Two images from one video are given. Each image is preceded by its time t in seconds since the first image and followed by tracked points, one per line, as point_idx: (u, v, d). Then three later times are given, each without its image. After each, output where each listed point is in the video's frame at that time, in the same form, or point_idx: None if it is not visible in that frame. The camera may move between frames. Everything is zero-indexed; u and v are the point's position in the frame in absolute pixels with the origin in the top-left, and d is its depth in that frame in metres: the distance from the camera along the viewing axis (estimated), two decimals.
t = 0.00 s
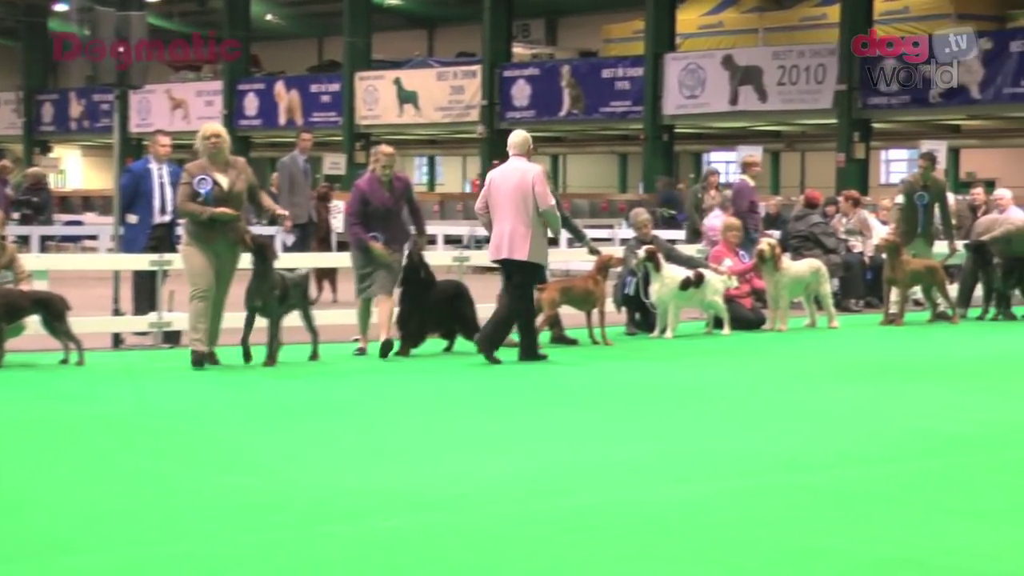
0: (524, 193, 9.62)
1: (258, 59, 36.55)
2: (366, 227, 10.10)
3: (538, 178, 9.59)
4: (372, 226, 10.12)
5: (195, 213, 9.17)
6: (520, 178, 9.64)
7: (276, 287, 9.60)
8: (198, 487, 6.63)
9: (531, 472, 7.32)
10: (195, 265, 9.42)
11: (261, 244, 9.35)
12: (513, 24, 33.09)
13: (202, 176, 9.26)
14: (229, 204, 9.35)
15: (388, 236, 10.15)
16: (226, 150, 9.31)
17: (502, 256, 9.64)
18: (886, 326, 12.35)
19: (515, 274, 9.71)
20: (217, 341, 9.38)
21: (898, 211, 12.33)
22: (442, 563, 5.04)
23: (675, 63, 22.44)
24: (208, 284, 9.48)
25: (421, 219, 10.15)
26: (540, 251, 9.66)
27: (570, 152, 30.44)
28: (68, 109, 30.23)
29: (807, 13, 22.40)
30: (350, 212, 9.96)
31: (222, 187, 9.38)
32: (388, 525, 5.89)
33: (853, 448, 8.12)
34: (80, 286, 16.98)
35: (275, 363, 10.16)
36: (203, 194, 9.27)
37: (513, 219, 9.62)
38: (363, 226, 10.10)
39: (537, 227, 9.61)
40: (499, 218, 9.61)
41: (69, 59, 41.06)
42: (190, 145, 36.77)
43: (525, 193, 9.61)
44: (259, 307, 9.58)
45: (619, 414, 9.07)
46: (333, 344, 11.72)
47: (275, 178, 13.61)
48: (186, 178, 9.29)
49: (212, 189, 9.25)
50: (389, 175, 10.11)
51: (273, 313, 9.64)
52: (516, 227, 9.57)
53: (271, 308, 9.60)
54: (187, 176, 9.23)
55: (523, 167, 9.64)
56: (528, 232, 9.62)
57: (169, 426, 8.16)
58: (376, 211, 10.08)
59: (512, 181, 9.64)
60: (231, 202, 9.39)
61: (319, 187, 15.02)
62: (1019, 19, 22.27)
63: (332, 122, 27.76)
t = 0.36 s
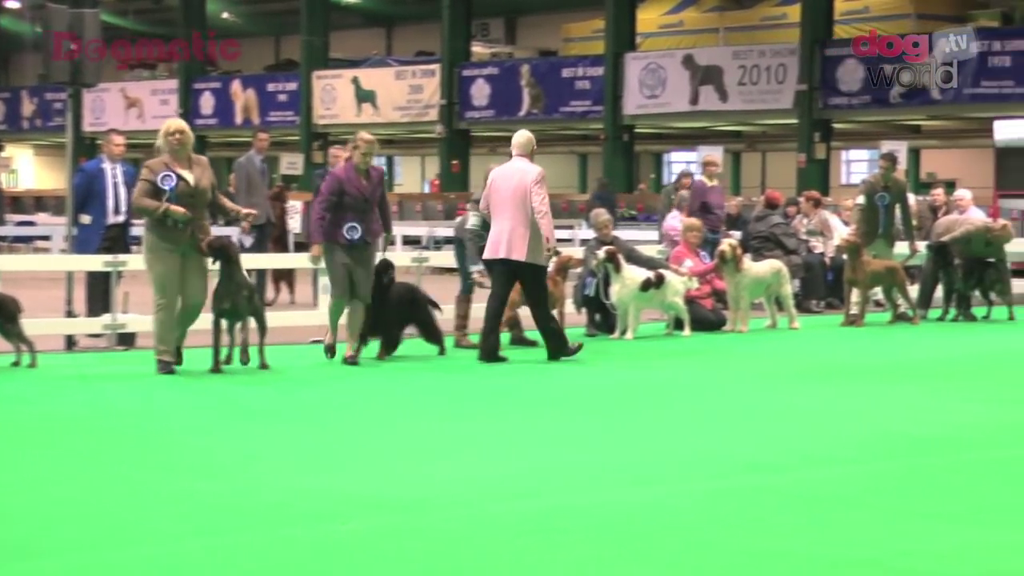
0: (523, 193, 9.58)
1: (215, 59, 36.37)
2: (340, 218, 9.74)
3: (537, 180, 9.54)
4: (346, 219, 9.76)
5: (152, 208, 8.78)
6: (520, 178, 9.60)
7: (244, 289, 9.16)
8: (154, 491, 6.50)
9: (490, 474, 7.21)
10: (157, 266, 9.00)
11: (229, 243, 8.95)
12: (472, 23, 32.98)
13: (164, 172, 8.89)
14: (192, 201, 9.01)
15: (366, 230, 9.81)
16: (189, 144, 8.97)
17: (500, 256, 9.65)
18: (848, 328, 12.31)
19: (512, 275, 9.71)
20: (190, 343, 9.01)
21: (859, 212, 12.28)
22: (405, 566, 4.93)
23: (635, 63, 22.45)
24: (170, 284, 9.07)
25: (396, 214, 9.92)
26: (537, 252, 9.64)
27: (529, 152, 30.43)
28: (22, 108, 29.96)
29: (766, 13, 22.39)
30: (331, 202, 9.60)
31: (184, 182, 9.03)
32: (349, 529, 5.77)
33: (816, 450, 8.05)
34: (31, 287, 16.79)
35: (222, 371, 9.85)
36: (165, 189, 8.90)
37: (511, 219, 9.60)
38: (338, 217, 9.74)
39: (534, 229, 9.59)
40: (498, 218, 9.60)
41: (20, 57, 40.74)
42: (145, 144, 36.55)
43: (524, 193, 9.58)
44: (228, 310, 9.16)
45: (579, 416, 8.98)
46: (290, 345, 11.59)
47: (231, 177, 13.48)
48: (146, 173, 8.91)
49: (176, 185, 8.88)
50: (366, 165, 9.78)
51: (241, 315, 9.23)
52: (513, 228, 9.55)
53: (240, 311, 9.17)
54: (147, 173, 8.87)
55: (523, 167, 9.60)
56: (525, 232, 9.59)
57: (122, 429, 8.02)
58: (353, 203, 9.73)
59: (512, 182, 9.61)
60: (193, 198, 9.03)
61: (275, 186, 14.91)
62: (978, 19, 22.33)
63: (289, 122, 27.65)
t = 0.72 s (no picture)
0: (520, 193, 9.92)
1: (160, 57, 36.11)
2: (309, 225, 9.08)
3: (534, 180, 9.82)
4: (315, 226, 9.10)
5: (119, 208, 8.68)
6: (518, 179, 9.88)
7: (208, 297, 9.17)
8: (94, 495, 6.38)
9: (436, 476, 7.13)
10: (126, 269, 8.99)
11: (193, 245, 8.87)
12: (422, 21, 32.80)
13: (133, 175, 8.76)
14: (159, 203, 8.88)
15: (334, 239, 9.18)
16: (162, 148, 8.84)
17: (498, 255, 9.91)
18: (798, 328, 12.29)
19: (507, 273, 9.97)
20: (169, 359, 8.93)
21: (809, 212, 12.25)
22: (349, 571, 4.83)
23: (585, 62, 22.37)
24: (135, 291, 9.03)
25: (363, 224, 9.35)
26: (533, 251, 9.91)
27: (479, 151, 30.37)
28: None
29: (715, 12, 22.40)
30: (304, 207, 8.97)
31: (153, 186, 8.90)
32: (292, 532, 5.67)
33: (764, 451, 8.01)
34: None
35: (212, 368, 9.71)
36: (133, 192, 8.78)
37: (508, 219, 9.86)
38: (307, 224, 9.08)
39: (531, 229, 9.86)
40: (495, 217, 9.86)
41: None
42: (91, 142, 36.24)
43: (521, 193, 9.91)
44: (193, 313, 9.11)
45: (527, 417, 8.90)
46: (237, 347, 11.47)
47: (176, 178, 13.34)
48: (116, 175, 8.81)
49: (144, 188, 8.76)
50: (334, 172, 9.19)
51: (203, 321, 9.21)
52: (511, 228, 9.81)
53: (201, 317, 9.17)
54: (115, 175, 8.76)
55: (519, 168, 9.95)
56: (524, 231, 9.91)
57: (63, 433, 7.88)
58: (323, 209, 9.11)
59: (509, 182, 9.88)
60: (161, 201, 8.91)
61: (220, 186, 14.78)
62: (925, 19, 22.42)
63: (235, 121, 27.48)
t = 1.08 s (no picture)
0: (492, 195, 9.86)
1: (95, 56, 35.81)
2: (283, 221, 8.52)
3: (506, 181, 9.82)
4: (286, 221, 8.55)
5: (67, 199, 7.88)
6: (489, 179, 9.86)
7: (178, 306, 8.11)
8: (27, 501, 6.24)
9: (376, 480, 7.02)
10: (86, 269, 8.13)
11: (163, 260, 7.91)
12: (363, 21, 32.73)
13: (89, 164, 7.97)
14: (117, 197, 8.06)
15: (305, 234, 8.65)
16: (122, 136, 8.04)
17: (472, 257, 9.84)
18: (740, 329, 12.27)
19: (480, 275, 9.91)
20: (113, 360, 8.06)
21: (752, 212, 12.27)
22: None
23: (527, 62, 22.38)
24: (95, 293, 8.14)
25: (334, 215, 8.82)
26: (506, 251, 9.87)
27: (420, 152, 30.27)
28: None
29: (658, 12, 22.45)
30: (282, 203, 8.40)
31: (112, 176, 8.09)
32: (231, 537, 5.55)
33: (706, 454, 7.95)
34: None
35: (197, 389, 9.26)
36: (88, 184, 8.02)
37: (481, 220, 9.82)
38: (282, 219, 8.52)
39: (504, 229, 9.84)
40: (468, 218, 9.81)
41: None
42: (25, 143, 35.89)
43: (493, 194, 9.85)
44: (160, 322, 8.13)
45: (469, 420, 8.81)
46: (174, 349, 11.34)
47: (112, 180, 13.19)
48: (73, 167, 8.06)
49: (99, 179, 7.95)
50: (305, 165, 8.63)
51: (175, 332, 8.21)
52: (484, 228, 9.79)
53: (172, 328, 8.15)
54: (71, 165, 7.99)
55: (490, 170, 9.88)
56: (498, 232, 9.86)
57: None
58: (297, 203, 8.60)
59: (481, 182, 9.86)
60: (119, 195, 8.08)
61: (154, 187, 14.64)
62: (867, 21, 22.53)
63: (173, 121, 27.39)
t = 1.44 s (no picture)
0: (477, 194, 10.36)
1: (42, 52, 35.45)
2: (273, 220, 8.04)
3: (489, 182, 10.33)
4: (276, 220, 8.05)
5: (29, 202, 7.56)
6: (474, 179, 10.38)
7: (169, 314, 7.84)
8: None
9: (327, 482, 6.90)
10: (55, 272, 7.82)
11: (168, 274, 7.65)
12: (314, 18, 32.54)
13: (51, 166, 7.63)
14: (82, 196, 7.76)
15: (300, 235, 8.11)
16: (83, 135, 7.70)
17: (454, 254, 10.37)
18: (694, 329, 12.21)
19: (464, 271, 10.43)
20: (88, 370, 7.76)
21: (706, 211, 12.18)
22: None
23: (479, 60, 22.24)
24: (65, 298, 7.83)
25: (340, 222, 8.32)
26: (489, 248, 10.38)
27: (372, 151, 30.11)
28: None
29: (612, 10, 22.44)
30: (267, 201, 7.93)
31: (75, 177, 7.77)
32: (179, 540, 5.42)
33: (660, 454, 7.86)
34: None
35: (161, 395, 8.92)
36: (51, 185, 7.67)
37: (465, 218, 10.32)
38: (271, 217, 8.04)
39: (487, 227, 10.34)
40: (452, 217, 10.32)
41: None
42: None
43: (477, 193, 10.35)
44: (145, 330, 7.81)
45: (421, 420, 8.71)
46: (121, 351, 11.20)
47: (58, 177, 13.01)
48: (33, 166, 7.67)
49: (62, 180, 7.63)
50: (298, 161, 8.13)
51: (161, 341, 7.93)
52: (467, 226, 10.29)
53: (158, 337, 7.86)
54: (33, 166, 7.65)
55: (476, 169, 10.40)
56: (481, 229, 10.34)
57: None
58: (289, 203, 8.09)
59: (466, 183, 10.38)
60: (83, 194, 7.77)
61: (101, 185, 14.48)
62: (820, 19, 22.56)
63: (120, 117, 27.15)
